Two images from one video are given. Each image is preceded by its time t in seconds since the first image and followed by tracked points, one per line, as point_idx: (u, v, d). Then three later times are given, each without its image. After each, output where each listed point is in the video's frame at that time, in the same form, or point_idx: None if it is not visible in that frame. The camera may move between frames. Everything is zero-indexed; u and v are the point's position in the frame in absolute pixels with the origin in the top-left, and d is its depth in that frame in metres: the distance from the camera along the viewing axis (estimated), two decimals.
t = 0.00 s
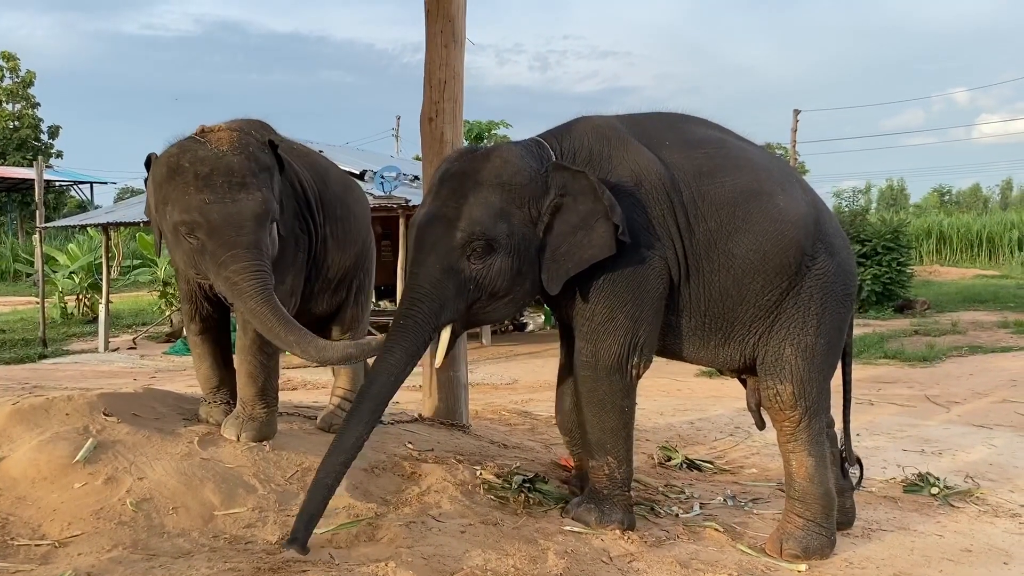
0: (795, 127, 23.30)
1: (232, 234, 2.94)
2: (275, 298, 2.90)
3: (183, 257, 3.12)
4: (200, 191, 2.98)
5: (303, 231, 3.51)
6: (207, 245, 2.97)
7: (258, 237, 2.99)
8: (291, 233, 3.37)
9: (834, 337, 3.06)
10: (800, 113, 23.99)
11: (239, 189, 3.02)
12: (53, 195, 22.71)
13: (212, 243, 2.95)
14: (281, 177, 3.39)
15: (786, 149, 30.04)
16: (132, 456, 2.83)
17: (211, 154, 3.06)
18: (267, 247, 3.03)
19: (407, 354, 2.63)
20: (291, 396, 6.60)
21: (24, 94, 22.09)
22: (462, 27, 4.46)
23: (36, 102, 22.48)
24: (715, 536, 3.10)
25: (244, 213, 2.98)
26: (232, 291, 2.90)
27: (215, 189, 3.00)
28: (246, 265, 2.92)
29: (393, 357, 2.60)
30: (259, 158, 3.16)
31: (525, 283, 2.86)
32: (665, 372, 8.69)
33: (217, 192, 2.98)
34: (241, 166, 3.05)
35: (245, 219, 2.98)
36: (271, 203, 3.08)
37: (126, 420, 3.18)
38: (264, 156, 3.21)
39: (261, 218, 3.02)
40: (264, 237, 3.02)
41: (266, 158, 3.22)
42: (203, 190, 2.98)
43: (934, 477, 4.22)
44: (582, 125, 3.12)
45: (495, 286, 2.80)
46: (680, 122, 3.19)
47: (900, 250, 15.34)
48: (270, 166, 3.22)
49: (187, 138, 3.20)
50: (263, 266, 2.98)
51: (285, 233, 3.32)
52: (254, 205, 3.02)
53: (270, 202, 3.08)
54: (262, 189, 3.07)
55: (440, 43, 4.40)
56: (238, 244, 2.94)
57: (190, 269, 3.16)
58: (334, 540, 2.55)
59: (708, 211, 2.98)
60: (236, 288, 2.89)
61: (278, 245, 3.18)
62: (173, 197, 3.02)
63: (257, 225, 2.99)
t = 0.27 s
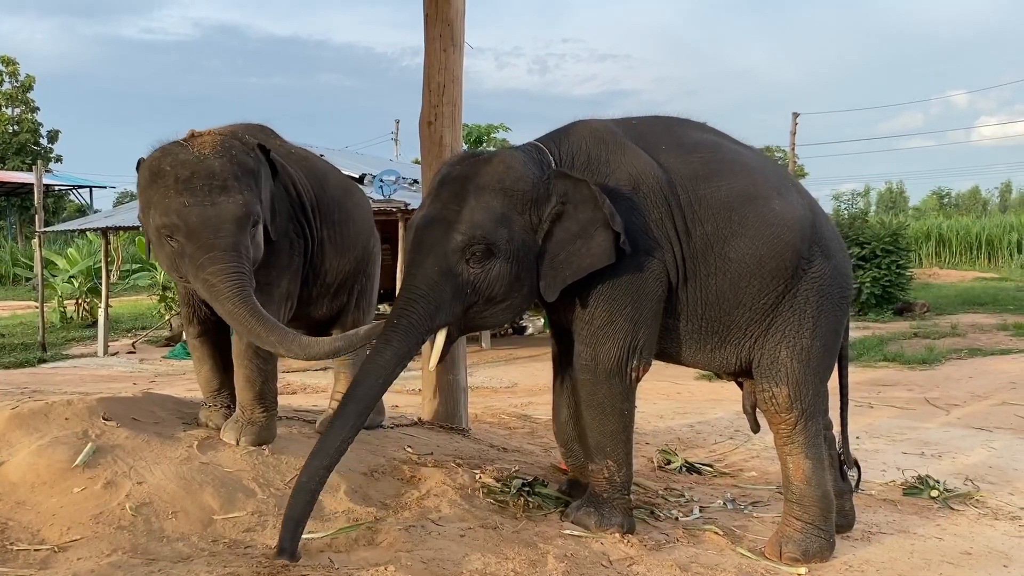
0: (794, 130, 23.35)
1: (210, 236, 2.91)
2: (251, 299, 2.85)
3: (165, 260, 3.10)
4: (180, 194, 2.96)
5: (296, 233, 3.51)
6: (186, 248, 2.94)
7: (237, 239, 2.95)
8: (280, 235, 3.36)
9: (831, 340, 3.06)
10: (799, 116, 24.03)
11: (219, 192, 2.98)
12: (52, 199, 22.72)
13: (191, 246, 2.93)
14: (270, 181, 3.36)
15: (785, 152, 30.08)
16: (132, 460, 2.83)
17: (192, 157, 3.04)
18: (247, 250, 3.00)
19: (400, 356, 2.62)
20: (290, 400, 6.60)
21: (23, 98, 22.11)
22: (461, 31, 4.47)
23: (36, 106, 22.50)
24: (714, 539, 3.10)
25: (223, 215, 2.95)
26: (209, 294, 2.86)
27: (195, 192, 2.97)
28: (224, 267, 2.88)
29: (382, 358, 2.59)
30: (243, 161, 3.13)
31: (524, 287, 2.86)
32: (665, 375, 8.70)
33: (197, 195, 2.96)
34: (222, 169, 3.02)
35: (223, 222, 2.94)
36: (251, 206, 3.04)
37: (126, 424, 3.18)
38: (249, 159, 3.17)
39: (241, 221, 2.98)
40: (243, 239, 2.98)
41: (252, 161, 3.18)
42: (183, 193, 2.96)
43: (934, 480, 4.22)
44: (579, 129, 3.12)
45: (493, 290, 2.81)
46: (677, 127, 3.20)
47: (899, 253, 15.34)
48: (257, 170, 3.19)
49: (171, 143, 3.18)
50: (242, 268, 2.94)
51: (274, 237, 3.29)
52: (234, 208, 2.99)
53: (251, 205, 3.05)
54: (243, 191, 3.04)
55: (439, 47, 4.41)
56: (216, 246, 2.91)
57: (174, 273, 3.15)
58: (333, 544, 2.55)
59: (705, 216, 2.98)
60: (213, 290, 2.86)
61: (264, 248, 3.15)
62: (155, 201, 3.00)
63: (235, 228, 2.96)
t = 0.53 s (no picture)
0: (794, 132, 23.37)
1: (191, 238, 2.90)
2: (232, 300, 2.82)
3: (153, 263, 3.10)
4: (163, 197, 2.94)
5: (291, 235, 3.52)
6: (169, 251, 2.93)
7: (220, 241, 2.93)
8: (272, 237, 3.37)
9: (830, 341, 3.07)
10: (799, 118, 24.07)
11: (202, 195, 2.97)
12: (52, 203, 22.73)
13: (173, 248, 2.92)
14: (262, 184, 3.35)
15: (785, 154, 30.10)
16: (133, 464, 2.83)
17: (176, 161, 3.03)
18: (231, 252, 2.97)
19: (398, 358, 2.62)
20: (291, 403, 6.60)
21: (23, 102, 22.15)
22: (462, 34, 4.47)
23: (36, 110, 22.53)
24: (716, 542, 3.10)
25: (205, 218, 2.93)
26: (191, 295, 2.85)
27: (178, 195, 2.96)
28: (205, 270, 2.87)
29: (382, 360, 2.59)
30: (228, 163, 3.10)
31: (524, 290, 2.85)
32: (665, 377, 8.69)
33: (179, 198, 2.94)
34: (206, 172, 3.01)
35: (205, 224, 2.93)
36: (235, 208, 3.02)
37: (127, 428, 3.18)
38: (235, 161, 3.15)
39: (224, 223, 2.96)
40: (226, 241, 2.95)
41: (238, 164, 3.16)
42: (167, 196, 2.95)
43: (935, 482, 4.21)
44: (579, 131, 3.13)
45: (494, 292, 2.80)
46: (675, 129, 3.21)
47: (900, 255, 15.33)
48: (246, 172, 3.18)
49: (158, 147, 3.18)
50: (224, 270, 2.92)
51: (265, 239, 3.28)
52: (217, 210, 2.97)
53: (235, 206, 3.02)
54: (227, 193, 3.02)
55: (439, 51, 4.42)
56: (197, 248, 2.90)
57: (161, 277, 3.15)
58: (334, 547, 2.55)
59: (705, 219, 2.98)
60: (194, 291, 2.84)
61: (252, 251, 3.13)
62: (139, 205, 2.99)
63: (218, 230, 2.94)
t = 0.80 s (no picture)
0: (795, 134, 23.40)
1: (176, 243, 2.90)
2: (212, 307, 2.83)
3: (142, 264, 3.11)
4: (151, 200, 2.93)
5: (291, 238, 3.52)
6: (156, 255, 2.94)
7: (206, 245, 2.93)
8: (269, 240, 3.37)
9: (831, 342, 3.06)
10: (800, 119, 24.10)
11: (190, 199, 2.96)
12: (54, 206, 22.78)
13: (159, 252, 2.92)
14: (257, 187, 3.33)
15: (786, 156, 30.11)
16: (136, 467, 2.83)
17: (164, 164, 3.01)
18: (218, 256, 2.97)
19: (401, 362, 2.63)
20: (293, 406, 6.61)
21: (25, 105, 22.22)
22: (463, 37, 4.48)
23: (38, 114, 22.59)
24: (719, 544, 3.09)
25: (191, 222, 2.92)
26: (175, 300, 2.87)
27: (166, 199, 2.95)
28: (190, 275, 2.88)
29: (385, 365, 2.61)
30: (219, 167, 3.08)
31: (526, 292, 2.85)
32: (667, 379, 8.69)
33: (167, 201, 2.93)
34: (194, 175, 2.99)
35: (190, 228, 2.92)
36: (223, 212, 3.01)
37: (130, 431, 3.18)
38: (226, 165, 3.13)
39: (210, 228, 2.95)
40: (212, 245, 2.95)
41: (230, 168, 3.14)
42: (154, 200, 2.93)
43: (938, 484, 4.21)
44: (581, 134, 3.13)
45: (496, 295, 2.80)
46: (676, 131, 3.21)
47: (901, 256, 15.31)
48: (238, 176, 3.16)
49: (152, 150, 3.16)
50: (208, 274, 2.93)
51: (261, 243, 3.28)
52: (204, 215, 2.95)
53: (223, 210, 3.01)
54: (215, 197, 3.00)
55: (441, 54, 4.42)
56: (182, 253, 2.90)
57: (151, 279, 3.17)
58: (338, 550, 2.55)
59: (707, 220, 2.98)
60: (177, 297, 2.86)
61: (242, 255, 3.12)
62: (128, 208, 2.99)
63: (205, 234, 2.93)
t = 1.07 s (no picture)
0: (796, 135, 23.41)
1: (163, 247, 2.87)
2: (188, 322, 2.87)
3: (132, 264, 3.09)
4: (140, 203, 2.88)
5: (292, 239, 3.50)
6: (144, 257, 2.90)
7: (194, 249, 2.89)
8: (269, 242, 3.36)
9: (834, 342, 3.06)
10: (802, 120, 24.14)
11: (179, 201, 2.90)
12: (57, 209, 22.82)
13: (146, 255, 2.89)
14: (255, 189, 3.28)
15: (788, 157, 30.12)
16: (140, 468, 2.83)
17: (156, 166, 2.96)
18: (205, 259, 2.94)
19: (404, 363, 2.63)
20: (296, 408, 6.61)
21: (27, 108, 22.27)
22: (466, 38, 4.48)
23: (41, 116, 22.64)
24: (723, 545, 3.09)
25: (179, 225, 2.87)
26: (157, 305, 2.88)
27: (156, 201, 2.90)
28: (175, 280, 2.85)
29: (389, 365, 2.63)
30: (211, 170, 3.03)
31: (528, 292, 2.84)
32: (669, 381, 8.68)
33: (156, 204, 2.88)
34: (185, 177, 2.93)
35: (177, 232, 2.87)
36: (213, 214, 2.95)
37: (134, 432, 3.19)
38: (220, 167, 3.07)
39: (198, 231, 2.91)
40: (200, 249, 2.91)
41: (223, 170, 3.08)
42: (144, 202, 2.88)
43: (942, 485, 4.20)
44: (583, 134, 3.13)
45: (498, 295, 2.80)
46: (678, 132, 3.21)
47: (904, 257, 15.29)
48: (233, 178, 3.11)
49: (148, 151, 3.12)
50: (193, 279, 2.89)
51: (260, 245, 3.26)
52: (193, 218, 2.91)
53: (213, 212, 2.95)
54: (205, 200, 2.95)
55: (444, 55, 4.42)
56: (168, 256, 2.87)
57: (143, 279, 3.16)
58: (342, 551, 2.55)
59: (709, 220, 2.98)
60: (159, 302, 2.87)
61: (235, 258, 3.09)
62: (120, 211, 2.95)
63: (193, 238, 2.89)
